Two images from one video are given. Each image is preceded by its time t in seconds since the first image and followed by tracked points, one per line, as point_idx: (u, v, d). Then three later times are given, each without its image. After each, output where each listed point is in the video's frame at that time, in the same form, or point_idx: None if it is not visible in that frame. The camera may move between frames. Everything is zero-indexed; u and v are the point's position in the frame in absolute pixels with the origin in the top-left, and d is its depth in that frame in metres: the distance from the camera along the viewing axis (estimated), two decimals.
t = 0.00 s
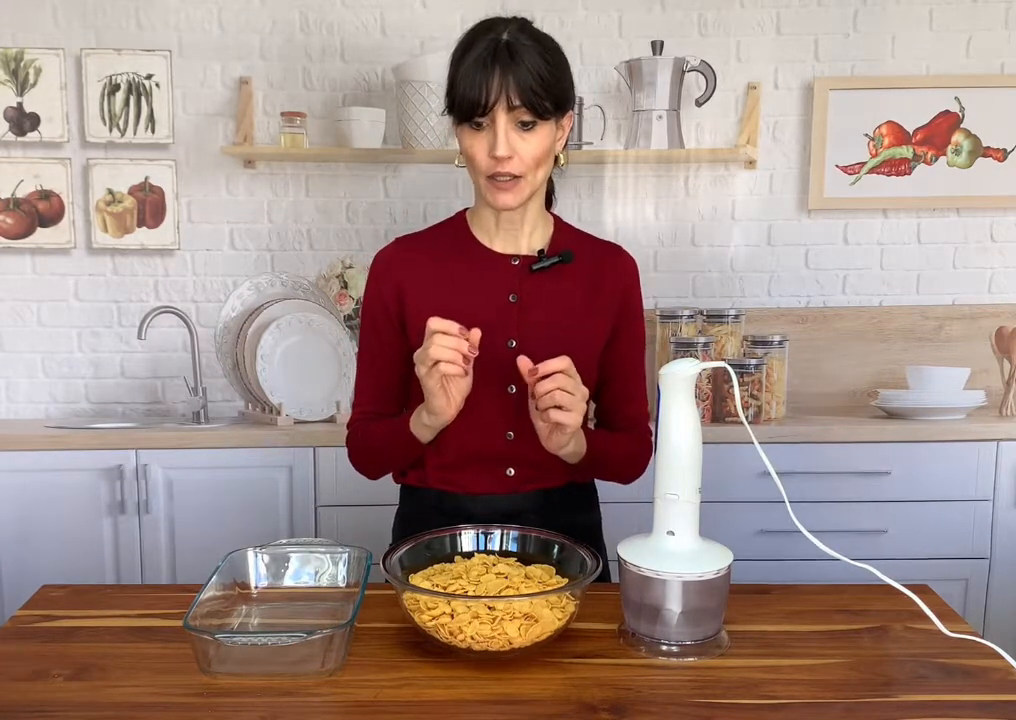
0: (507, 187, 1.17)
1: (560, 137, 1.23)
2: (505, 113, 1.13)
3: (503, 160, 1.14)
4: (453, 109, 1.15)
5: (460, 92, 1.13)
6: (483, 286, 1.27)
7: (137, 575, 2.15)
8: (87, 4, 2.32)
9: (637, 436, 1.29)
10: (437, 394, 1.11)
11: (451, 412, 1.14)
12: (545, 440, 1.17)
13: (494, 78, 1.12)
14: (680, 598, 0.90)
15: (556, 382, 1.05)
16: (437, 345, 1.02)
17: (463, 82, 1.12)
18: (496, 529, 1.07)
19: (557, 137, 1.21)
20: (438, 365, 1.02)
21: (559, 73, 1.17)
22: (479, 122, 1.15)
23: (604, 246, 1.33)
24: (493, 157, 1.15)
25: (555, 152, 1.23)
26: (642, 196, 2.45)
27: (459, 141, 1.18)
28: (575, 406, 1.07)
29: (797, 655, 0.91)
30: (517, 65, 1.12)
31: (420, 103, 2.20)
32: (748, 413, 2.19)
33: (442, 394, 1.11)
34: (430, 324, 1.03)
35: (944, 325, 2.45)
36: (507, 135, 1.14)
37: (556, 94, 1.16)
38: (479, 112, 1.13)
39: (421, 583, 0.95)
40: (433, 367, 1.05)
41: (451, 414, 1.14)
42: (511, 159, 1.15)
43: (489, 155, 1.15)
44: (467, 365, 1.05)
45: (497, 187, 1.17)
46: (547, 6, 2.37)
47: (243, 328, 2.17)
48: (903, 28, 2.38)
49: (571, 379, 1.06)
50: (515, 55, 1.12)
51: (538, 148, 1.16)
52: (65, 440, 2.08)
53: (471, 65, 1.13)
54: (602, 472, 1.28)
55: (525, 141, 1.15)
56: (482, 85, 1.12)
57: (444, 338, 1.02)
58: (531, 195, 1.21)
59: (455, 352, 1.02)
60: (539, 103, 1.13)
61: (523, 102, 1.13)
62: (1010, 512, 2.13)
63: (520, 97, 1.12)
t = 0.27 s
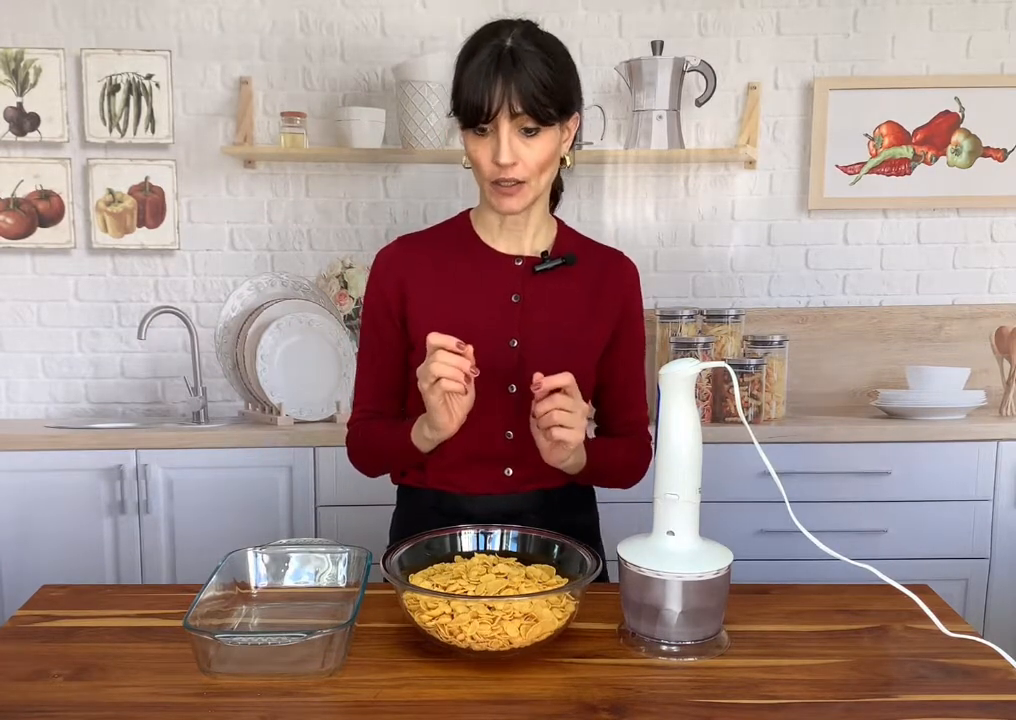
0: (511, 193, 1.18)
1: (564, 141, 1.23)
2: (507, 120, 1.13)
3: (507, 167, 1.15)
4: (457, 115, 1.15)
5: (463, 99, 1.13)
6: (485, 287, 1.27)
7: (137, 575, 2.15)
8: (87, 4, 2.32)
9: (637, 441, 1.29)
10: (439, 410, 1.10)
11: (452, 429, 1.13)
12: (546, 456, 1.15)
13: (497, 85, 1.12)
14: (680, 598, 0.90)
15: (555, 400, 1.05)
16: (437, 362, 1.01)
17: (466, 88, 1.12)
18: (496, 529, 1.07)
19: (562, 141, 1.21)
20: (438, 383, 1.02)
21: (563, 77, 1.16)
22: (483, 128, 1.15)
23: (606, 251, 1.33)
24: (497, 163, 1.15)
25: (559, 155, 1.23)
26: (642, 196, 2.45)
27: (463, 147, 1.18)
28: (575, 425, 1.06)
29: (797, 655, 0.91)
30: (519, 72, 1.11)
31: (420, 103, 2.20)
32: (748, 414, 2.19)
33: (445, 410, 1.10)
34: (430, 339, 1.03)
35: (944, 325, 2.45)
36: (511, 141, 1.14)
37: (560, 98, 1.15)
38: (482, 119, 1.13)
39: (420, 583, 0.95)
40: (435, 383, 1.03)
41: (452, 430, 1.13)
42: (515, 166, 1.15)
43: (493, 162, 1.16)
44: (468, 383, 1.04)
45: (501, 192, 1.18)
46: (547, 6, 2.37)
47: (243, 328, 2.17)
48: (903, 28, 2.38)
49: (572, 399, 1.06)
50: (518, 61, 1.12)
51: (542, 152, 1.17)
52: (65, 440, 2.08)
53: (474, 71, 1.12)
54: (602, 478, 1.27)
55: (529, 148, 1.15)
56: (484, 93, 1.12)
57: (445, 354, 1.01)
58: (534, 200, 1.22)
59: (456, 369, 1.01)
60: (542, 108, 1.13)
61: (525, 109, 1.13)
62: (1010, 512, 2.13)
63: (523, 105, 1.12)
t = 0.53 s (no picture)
0: (512, 175, 1.16)
1: (564, 136, 1.23)
2: (511, 99, 1.13)
3: (509, 146, 1.14)
4: (460, 98, 1.15)
5: (467, 79, 1.13)
6: (484, 288, 1.27)
7: (137, 575, 2.15)
8: (87, 4, 2.32)
9: (635, 444, 1.29)
10: (439, 415, 1.08)
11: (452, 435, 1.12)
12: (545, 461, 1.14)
13: (502, 66, 1.12)
14: (680, 598, 0.90)
15: (556, 409, 1.05)
16: (437, 370, 1.01)
17: (471, 68, 1.13)
18: (496, 529, 1.07)
19: (562, 134, 1.22)
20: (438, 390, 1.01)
21: (566, 68, 1.17)
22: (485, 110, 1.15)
23: (606, 253, 1.33)
24: (499, 143, 1.14)
25: (559, 150, 1.23)
26: (641, 196, 2.45)
27: (464, 132, 1.18)
28: (576, 432, 1.06)
29: (797, 655, 0.91)
30: (525, 54, 1.12)
31: (420, 103, 2.20)
32: (748, 414, 2.19)
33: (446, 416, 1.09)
34: (428, 346, 1.01)
35: (944, 325, 2.45)
36: (513, 122, 1.14)
37: (563, 86, 1.16)
38: (485, 99, 1.13)
39: (420, 583, 0.95)
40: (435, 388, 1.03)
41: (453, 436, 1.12)
42: (517, 146, 1.14)
43: (495, 143, 1.15)
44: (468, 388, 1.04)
45: (502, 174, 1.16)
46: (547, 6, 2.38)
47: (243, 328, 2.17)
48: (903, 28, 2.38)
49: (572, 407, 1.06)
50: (523, 45, 1.13)
51: (543, 137, 1.16)
52: (65, 440, 2.08)
53: (479, 52, 1.13)
54: (600, 481, 1.27)
55: (531, 130, 1.15)
56: (489, 72, 1.12)
57: (444, 362, 1.01)
58: (535, 188, 1.21)
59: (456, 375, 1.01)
60: (545, 92, 1.14)
61: (529, 89, 1.13)
62: (1010, 512, 2.13)
63: (527, 84, 1.12)
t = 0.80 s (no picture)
0: (512, 172, 1.16)
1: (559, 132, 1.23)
2: (507, 96, 1.13)
3: (508, 143, 1.14)
4: (455, 98, 1.15)
5: (462, 78, 1.14)
6: (480, 289, 1.27)
7: (137, 576, 2.15)
8: (88, 4, 2.32)
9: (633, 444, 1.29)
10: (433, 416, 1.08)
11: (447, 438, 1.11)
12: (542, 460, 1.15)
13: (496, 64, 1.13)
14: (680, 598, 0.90)
15: (549, 405, 1.05)
16: (432, 367, 1.01)
17: (465, 68, 1.13)
18: (496, 529, 1.07)
19: (557, 131, 1.22)
20: (427, 389, 1.02)
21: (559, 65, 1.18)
22: (481, 108, 1.15)
23: (603, 253, 1.33)
24: (498, 140, 1.14)
25: (555, 146, 1.23)
26: (641, 196, 2.45)
27: (461, 132, 1.17)
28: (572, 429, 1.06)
29: (797, 655, 0.91)
30: (519, 52, 1.13)
31: (420, 103, 2.20)
32: (748, 414, 2.19)
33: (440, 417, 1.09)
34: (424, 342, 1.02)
35: (944, 325, 2.45)
36: (511, 119, 1.14)
37: (557, 82, 1.17)
38: (481, 98, 1.13)
39: (420, 583, 0.95)
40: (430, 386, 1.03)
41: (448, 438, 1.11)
42: (515, 142, 1.14)
43: (493, 140, 1.14)
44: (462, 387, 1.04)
45: (502, 172, 1.16)
46: (547, 7, 2.38)
47: (243, 328, 2.17)
48: (903, 28, 2.38)
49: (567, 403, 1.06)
50: (516, 43, 1.14)
51: (540, 133, 1.16)
52: (65, 440, 2.08)
53: (473, 52, 1.14)
54: (598, 482, 1.27)
55: (528, 126, 1.15)
56: (483, 71, 1.13)
57: (441, 359, 1.01)
58: (534, 185, 1.20)
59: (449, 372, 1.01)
60: (540, 88, 1.14)
61: (525, 86, 1.13)
62: (1009, 512, 2.13)
63: (523, 81, 1.13)
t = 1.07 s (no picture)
0: (503, 156, 1.16)
1: (551, 128, 1.24)
2: (498, 80, 1.15)
3: (499, 126, 1.14)
4: (447, 89, 1.17)
5: (454, 69, 1.15)
6: (475, 290, 1.27)
7: (137, 576, 2.15)
8: (88, 4, 2.32)
9: (630, 444, 1.29)
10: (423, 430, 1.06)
11: (440, 455, 1.08)
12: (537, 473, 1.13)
13: (487, 50, 1.15)
14: (680, 598, 0.90)
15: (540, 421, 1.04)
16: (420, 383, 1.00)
17: (456, 58, 1.15)
18: (496, 529, 1.07)
19: (549, 125, 1.23)
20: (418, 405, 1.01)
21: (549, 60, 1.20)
22: (472, 96, 1.16)
23: (597, 252, 1.33)
24: (489, 124, 1.14)
25: (547, 141, 1.24)
26: (642, 196, 2.45)
27: (453, 121, 1.18)
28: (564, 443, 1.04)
29: (797, 655, 0.91)
30: (509, 40, 1.15)
31: (420, 104, 2.20)
32: (748, 414, 2.18)
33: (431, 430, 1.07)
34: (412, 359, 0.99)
35: (945, 325, 2.45)
36: (502, 104, 1.15)
37: (548, 73, 1.18)
38: (472, 82, 1.15)
39: (420, 583, 0.95)
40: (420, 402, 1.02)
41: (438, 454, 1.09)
42: (506, 126, 1.14)
43: (484, 125, 1.15)
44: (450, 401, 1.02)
45: (493, 157, 1.16)
46: (547, 7, 2.37)
47: (243, 328, 2.17)
48: (903, 28, 2.38)
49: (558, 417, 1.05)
50: (507, 33, 1.16)
51: (532, 120, 1.17)
52: (65, 440, 2.08)
53: (464, 43, 1.16)
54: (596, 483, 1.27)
55: (519, 111, 1.15)
56: (474, 57, 1.14)
57: (429, 376, 1.00)
58: (526, 173, 1.20)
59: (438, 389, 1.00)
60: (531, 75, 1.16)
61: (516, 70, 1.15)
62: (1009, 512, 2.13)
63: (514, 65, 1.15)
